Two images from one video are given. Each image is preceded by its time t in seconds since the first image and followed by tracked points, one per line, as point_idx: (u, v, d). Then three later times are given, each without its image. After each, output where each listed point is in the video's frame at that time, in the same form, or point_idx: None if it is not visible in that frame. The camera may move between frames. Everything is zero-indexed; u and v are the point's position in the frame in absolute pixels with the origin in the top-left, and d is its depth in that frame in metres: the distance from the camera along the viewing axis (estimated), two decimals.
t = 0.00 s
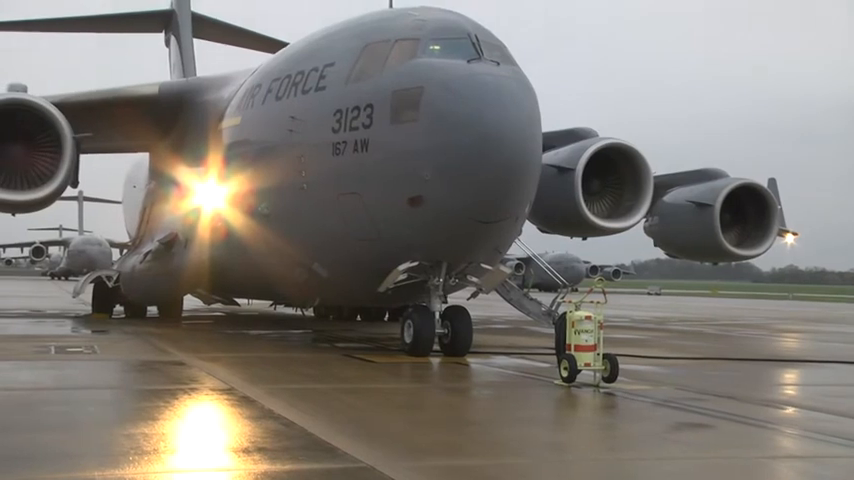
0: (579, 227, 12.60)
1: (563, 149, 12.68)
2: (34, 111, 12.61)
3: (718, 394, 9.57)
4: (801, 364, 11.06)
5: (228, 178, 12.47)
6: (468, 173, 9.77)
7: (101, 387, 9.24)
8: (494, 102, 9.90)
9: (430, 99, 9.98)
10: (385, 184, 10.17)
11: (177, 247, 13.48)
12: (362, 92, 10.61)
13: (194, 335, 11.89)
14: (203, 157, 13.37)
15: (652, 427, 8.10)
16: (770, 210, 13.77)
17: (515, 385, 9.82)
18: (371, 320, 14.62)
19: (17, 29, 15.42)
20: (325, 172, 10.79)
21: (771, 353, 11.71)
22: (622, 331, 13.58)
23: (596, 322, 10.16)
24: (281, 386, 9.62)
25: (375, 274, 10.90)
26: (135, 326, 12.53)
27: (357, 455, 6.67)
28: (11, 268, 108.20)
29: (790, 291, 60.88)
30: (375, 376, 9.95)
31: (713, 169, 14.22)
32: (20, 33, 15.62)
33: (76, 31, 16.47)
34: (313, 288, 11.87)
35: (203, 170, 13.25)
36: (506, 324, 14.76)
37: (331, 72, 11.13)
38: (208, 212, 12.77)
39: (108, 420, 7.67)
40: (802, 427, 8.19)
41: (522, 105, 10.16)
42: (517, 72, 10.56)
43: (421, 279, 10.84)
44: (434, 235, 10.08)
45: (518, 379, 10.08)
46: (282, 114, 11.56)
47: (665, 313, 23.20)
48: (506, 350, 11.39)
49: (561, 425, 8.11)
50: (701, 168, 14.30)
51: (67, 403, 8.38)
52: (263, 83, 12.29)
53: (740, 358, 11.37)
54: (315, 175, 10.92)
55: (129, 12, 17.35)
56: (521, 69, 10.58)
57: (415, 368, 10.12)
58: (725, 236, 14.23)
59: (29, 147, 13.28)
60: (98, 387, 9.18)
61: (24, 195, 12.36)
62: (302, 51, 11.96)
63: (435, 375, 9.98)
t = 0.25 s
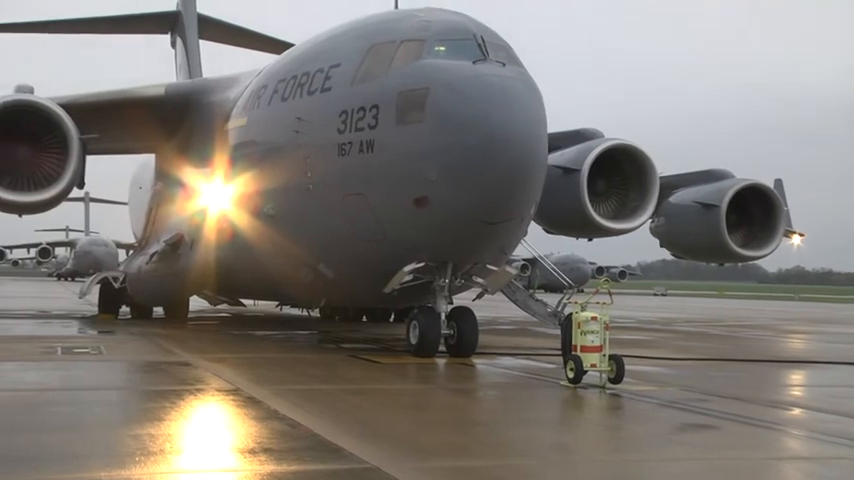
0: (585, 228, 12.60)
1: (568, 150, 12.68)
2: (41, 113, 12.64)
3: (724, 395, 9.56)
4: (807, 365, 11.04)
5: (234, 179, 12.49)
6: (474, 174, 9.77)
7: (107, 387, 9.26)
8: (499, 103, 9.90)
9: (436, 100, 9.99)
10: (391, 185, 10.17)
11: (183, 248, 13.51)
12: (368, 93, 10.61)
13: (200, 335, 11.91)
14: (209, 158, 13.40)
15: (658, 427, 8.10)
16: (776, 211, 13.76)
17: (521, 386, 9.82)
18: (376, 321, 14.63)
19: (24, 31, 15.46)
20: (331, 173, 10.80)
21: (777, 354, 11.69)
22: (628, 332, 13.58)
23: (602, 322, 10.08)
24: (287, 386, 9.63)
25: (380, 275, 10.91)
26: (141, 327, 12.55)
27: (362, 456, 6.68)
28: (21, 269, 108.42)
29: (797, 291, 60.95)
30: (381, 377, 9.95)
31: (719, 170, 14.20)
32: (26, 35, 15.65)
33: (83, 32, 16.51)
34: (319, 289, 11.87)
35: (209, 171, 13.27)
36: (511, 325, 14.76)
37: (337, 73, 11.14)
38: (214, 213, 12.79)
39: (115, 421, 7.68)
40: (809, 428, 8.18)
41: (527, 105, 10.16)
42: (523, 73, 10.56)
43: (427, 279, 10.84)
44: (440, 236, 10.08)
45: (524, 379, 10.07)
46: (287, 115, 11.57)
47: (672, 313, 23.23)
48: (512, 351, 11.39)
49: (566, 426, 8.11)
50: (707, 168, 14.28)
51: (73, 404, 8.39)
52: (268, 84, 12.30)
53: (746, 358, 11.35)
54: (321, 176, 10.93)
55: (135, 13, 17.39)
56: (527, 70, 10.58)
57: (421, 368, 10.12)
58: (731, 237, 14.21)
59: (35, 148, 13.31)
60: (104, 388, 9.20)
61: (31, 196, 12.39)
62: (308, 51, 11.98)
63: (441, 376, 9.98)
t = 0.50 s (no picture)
0: (601, 229, 12.57)
1: (584, 151, 12.65)
2: (58, 115, 12.71)
3: (742, 397, 9.51)
4: (826, 367, 10.97)
5: (250, 181, 12.52)
6: (489, 176, 9.77)
7: (124, 389, 9.29)
8: (515, 105, 9.89)
9: (451, 102, 9.98)
10: (406, 187, 10.17)
11: (200, 250, 13.55)
12: (383, 95, 10.62)
13: (216, 337, 11.95)
14: (225, 160, 13.44)
15: (675, 430, 8.05)
16: (794, 212, 13.69)
17: (536, 388, 9.79)
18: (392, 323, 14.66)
19: (41, 34, 15.54)
20: (346, 175, 10.81)
21: (795, 356, 11.62)
22: (645, 334, 13.53)
23: (618, 324, 10.05)
24: (302, 388, 9.63)
25: (396, 277, 10.91)
26: (157, 329, 12.58)
27: (378, 458, 6.66)
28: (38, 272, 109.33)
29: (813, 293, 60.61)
30: (396, 379, 9.94)
31: (735, 171, 14.13)
32: (43, 38, 15.74)
33: (100, 36, 16.60)
34: (334, 290, 11.89)
35: (225, 173, 13.31)
36: (528, 327, 14.74)
37: (353, 75, 11.16)
38: (230, 215, 12.82)
39: (131, 422, 7.71)
40: (827, 432, 8.12)
41: (543, 107, 10.15)
42: (538, 74, 10.55)
43: (443, 281, 10.84)
44: (455, 238, 10.07)
45: (540, 382, 10.05)
46: (303, 117, 11.59)
47: (690, 316, 23.15)
48: (528, 353, 11.37)
49: (583, 428, 8.07)
50: (723, 170, 14.22)
51: (91, 405, 8.43)
52: (284, 87, 12.33)
53: (764, 361, 11.29)
54: (337, 178, 10.94)
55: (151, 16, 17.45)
56: (543, 72, 10.56)
57: (437, 370, 10.11)
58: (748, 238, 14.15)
59: (53, 150, 13.39)
60: (121, 389, 9.24)
61: (48, 198, 12.46)
62: (323, 54, 12.00)
63: (457, 378, 9.96)
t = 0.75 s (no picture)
0: (612, 231, 12.57)
1: (594, 153, 12.64)
2: (70, 118, 12.75)
3: (753, 400, 9.48)
4: (837, 369, 10.93)
5: (261, 182, 12.55)
6: (499, 178, 9.75)
7: (136, 390, 9.31)
8: (525, 106, 9.88)
9: (462, 104, 9.98)
10: (416, 189, 10.17)
11: (211, 251, 13.59)
12: (394, 97, 10.62)
13: (227, 339, 11.97)
14: (236, 162, 13.47)
15: (687, 432, 8.03)
16: (805, 214, 13.65)
17: (547, 390, 9.78)
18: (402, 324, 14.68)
19: (52, 36, 15.61)
20: (357, 177, 10.82)
21: (807, 358, 11.58)
22: (655, 336, 13.50)
23: (629, 326, 10.04)
24: (313, 390, 9.64)
25: (407, 279, 10.92)
26: (168, 330, 12.61)
27: (388, 460, 6.66)
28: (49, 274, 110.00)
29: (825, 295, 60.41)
30: (407, 381, 9.94)
31: (747, 172, 14.08)
32: (55, 40, 15.81)
33: (111, 38, 16.65)
34: (345, 292, 11.90)
35: (236, 175, 13.35)
36: (538, 328, 14.72)
37: (363, 77, 11.17)
38: (240, 217, 12.85)
39: (143, 424, 7.72)
40: (840, 434, 8.09)
41: (553, 108, 10.14)
42: (549, 76, 10.54)
43: (453, 283, 10.83)
44: (466, 240, 10.07)
45: (550, 383, 10.04)
46: (313, 119, 11.61)
47: (701, 317, 23.12)
48: (538, 355, 11.36)
49: (593, 430, 8.05)
50: (734, 171, 14.17)
51: (102, 407, 8.45)
52: (295, 89, 12.35)
53: (775, 363, 11.26)
54: (347, 180, 10.95)
55: (162, 18, 17.51)
56: (553, 73, 10.56)
57: (447, 372, 10.10)
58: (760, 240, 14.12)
59: (65, 152, 13.43)
60: (132, 391, 9.26)
61: (59, 201, 12.50)
62: (333, 56, 12.01)
63: (467, 380, 9.96)
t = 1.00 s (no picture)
0: (622, 233, 12.57)
1: (604, 154, 12.63)
2: (81, 120, 12.79)
3: (764, 402, 9.44)
4: (848, 371, 10.88)
5: (270, 184, 12.57)
6: (509, 179, 9.74)
7: (146, 392, 9.32)
8: (535, 108, 9.87)
9: (471, 106, 9.97)
10: (426, 191, 10.16)
11: (220, 253, 13.61)
12: (403, 99, 10.62)
13: (236, 340, 11.99)
14: (245, 164, 13.49)
15: (697, 434, 8.00)
16: (816, 215, 13.62)
17: (557, 391, 9.76)
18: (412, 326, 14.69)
19: (63, 38, 15.65)
20: (366, 178, 10.82)
21: (817, 360, 11.53)
22: (665, 337, 13.47)
23: (639, 328, 10.02)
24: (323, 392, 9.64)
25: (416, 281, 10.92)
26: (178, 332, 12.63)
27: (397, 461, 6.64)
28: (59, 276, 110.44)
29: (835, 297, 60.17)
30: (416, 382, 9.93)
31: (758, 174, 14.03)
32: (65, 43, 15.86)
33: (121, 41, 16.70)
34: (354, 294, 11.91)
35: (245, 176, 13.38)
36: (548, 330, 14.71)
37: (372, 78, 11.17)
38: (250, 219, 12.87)
39: (153, 425, 7.73)
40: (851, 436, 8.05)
41: (563, 109, 10.13)
42: (559, 77, 10.53)
43: (463, 285, 10.83)
44: (475, 242, 10.06)
45: (560, 385, 10.02)
46: (323, 121, 11.62)
47: (712, 319, 23.07)
48: (548, 356, 11.34)
49: (603, 432, 8.03)
50: (745, 173, 14.13)
51: (112, 408, 8.46)
52: (304, 91, 12.37)
53: (786, 365, 11.22)
54: (357, 181, 10.96)
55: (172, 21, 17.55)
56: (563, 75, 10.55)
57: (457, 374, 10.10)
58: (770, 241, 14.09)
59: (75, 155, 13.47)
60: (142, 392, 9.27)
61: (70, 204, 12.53)
62: (343, 58, 12.02)
63: (477, 381, 9.95)
